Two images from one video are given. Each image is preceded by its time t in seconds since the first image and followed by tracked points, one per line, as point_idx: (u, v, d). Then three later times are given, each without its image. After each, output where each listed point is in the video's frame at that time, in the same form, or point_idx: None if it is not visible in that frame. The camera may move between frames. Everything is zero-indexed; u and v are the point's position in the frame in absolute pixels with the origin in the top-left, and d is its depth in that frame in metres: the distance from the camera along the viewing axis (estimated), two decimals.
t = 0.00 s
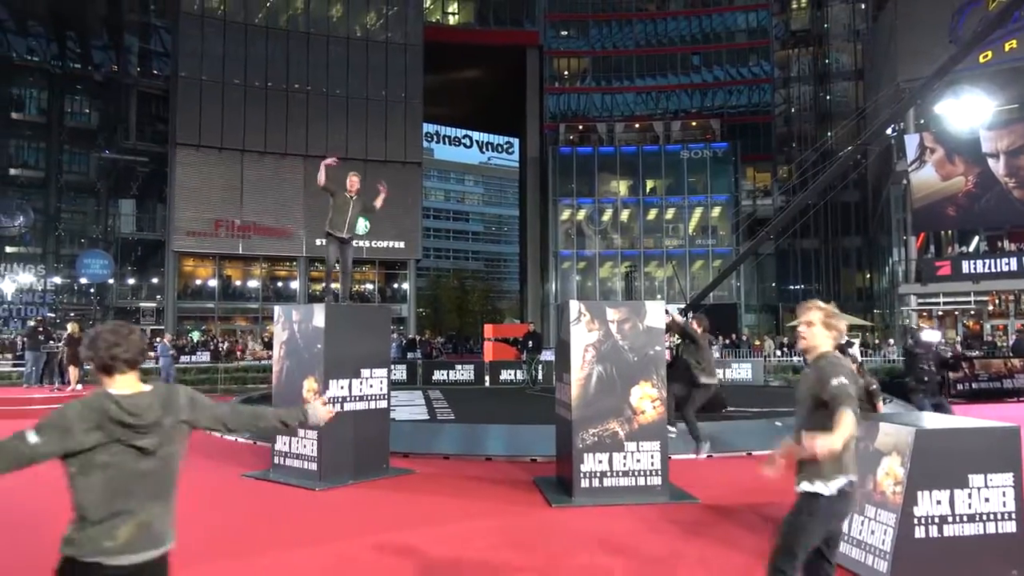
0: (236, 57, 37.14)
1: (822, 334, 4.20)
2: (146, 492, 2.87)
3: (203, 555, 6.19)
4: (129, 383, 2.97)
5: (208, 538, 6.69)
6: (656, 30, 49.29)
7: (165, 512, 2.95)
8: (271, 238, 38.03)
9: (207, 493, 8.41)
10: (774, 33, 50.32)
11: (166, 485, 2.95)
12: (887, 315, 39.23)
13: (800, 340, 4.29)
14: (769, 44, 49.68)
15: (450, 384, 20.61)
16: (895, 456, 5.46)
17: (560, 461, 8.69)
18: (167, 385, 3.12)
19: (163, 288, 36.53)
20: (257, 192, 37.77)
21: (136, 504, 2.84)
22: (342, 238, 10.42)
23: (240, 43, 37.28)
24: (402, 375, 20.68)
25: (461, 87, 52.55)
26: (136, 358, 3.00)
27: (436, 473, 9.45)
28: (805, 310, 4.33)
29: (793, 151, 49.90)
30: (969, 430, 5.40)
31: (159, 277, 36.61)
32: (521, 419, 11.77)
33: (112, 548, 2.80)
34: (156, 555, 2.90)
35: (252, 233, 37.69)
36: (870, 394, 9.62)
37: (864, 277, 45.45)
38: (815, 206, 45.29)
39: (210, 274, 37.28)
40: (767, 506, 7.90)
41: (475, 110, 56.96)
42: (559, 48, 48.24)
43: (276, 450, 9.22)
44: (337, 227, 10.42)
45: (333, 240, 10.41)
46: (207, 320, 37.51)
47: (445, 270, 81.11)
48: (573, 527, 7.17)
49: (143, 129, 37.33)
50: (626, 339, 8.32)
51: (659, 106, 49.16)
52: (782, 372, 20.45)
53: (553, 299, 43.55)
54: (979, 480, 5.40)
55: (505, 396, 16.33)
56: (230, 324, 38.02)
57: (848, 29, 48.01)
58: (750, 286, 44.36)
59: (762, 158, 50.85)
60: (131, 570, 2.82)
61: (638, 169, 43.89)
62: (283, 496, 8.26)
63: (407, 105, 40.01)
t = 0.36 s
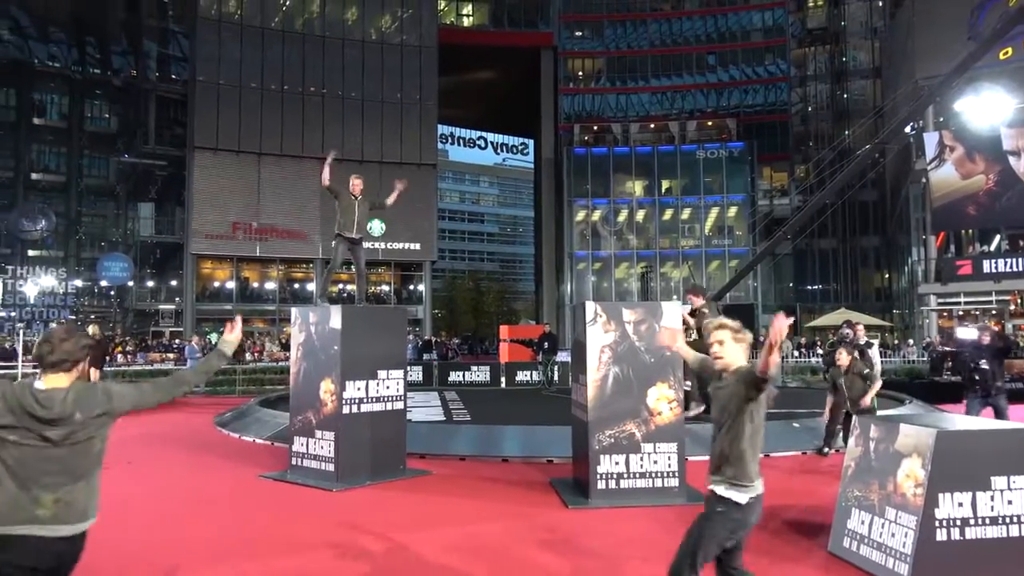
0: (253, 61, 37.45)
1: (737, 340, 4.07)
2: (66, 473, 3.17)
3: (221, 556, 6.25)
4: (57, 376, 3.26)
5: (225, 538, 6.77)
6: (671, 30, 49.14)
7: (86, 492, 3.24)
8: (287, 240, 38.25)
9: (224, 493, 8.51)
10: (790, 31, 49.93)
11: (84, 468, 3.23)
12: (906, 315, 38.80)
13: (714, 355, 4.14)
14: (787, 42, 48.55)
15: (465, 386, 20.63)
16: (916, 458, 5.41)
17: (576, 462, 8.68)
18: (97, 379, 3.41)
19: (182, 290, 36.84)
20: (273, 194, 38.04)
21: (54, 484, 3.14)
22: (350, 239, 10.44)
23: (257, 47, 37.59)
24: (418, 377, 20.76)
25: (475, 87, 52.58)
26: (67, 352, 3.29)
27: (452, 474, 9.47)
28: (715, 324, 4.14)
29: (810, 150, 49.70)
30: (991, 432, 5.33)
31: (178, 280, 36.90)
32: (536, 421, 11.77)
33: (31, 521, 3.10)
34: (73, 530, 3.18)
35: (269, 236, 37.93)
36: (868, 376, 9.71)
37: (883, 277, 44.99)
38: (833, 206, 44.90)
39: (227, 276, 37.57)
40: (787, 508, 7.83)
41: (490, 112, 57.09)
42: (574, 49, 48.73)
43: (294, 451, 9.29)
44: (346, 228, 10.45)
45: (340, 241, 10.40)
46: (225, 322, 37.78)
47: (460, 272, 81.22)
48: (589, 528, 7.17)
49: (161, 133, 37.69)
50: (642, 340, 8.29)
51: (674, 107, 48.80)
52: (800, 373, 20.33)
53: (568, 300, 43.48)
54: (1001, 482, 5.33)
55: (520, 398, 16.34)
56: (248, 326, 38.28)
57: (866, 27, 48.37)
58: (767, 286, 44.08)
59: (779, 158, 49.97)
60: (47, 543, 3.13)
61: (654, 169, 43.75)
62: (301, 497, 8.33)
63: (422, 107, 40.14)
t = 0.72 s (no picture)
0: (271, 64, 37.74)
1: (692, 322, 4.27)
2: (30, 447, 4.10)
3: (241, 555, 6.33)
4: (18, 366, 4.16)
5: (246, 536, 6.87)
6: (689, 30, 48.91)
7: (49, 463, 4.19)
8: (306, 242, 38.56)
9: (246, 493, 8.64)
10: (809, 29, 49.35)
11: (39, 443, 4.13)
12: (929, 315, 38.28)
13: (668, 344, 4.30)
14: (805, 41, 47.96)
15: (483, 387, 20.65)
16: (939, 460, 5.35)
17: (595, 464, 8.66)
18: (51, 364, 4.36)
19: (203, 293, 37.21)
20: (292, 197, 38.38)
21: (15, 457, 4.04)
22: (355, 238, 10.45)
23: (275, 51, 37.90)
24: (435, 378, 20.84)
25: (493, 91, 52.69)
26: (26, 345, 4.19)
27: (471, 475, 9.50)
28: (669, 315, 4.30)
29: (830, 150, 49.10)
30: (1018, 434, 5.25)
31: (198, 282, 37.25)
32: (555, 421, 11.79)
33: None
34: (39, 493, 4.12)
35: (288, 238, 38.26)
36: (873, 386, 9.26)
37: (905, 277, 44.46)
38: (853, 205, 44.41)
39: (247, 278, 37.86)
40: (808, 511, 7.76)
41: (505, 113, 57.11)
42: (590, 50, 48.60)
43: (313, 452, 9.36)
44: (350, 229, 10.47)
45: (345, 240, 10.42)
46: (245, 324, 38.13)
47: (477, 273, 81.33)
48: (608, 528, 7.19)
49: (181, 137, 38.03)
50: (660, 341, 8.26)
51: (692, 106, 48.57)
52: (820, 375, 20.17)
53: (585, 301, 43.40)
54: None
55: (537, 399, 16.36)
56: (268, 327, 38.62)
57: (886, 23, 47.99)
58: (787, 287, 43.76)
59: (799, 157, 49.13)
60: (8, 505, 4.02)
61: (671, 169, 43.55)
62: (321, 497, 8.40)
63: (438, 109, 40.26)
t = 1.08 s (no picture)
0: (293, 67, 38.12)
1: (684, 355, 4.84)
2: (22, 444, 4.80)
3: (262, 554, 6.37)
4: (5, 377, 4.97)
5: (267, 536, 6.92)
6: (709, 30, 48.69)
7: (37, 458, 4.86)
8: (327, 244, 38.86)
9: (267, 492, 8.69)
10: (832, 28, 48.82)
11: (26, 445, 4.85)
12: (954, 317, 37.70)
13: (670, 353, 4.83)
14: (829, 40, 47.59)
15: (503, 388, 20.66)
16: (966, 464, 5.27)
17: (615, 466, 8.63)
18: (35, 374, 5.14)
19: (226, 293, 37.67)
20: (313, 199, 38.70)
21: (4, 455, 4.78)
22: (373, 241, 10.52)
23: (297, 54, 38.27)
24: (456, 379, 20.89)
25: (512, 92, 52.87)
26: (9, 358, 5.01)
27: (491, 476, 9.51)
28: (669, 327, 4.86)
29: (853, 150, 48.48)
30: None
31: (221, 283, 37.68)
32: (575, 423, 11.77)
33: None
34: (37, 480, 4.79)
35: (309, 240, 38.59)
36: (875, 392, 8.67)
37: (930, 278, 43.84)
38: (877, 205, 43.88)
39: (270, 279, 38.29)
40: (832, 515, 7.68)
41: (525, 115, 57.20)
42: (610, 51, 48.65)
43: (335, 452, 9.41)
44: (370, 232, 10.50)
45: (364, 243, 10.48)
46: (267, 325, 38.51)
47: (497, 274, 81.50)
48: (630, 530, 7.15)
49: (205, 140, 38.52)
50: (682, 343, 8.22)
51: (712, 106, 48.39)
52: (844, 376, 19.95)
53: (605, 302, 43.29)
54: None
55: (558, 400, 16.34)
56: (289, 328, 39.00)
57: (911, 21, 46.34)
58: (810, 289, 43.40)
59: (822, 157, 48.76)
60: None
61: (692, 169, 43.30)
62: (342, 497, 8.44)
63: (459, 111, 40.38)
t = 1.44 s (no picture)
0: (315, 70, 38.43)
1: (725, 350, 4.78)
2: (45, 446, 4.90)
3: (285, 553, 6.42)
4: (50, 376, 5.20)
5: (291, 536, 6.96)
6: (731, 29, 48.34)
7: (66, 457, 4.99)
8: (347, 245, 39.10)
9: (289, 492, 8.75)
10: (856, 27, 48.27)
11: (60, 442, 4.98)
12: (982, 319, 37.04)
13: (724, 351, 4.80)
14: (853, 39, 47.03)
15: (524, 390, 20.65)
16: (995, 469, 5.19)
17: (636, 468, 8.59)
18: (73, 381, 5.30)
19: (249, 295, 38.10)
20: (334, 201, 38.94)
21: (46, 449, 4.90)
22: (412, 246, 10.57)
23: (318, 58, 38.58)
24: (476, 380, 20.92)
25: (534, 95, 53.15)
26: (51, 364, 5.24)
27: (512, 478, 9.51)
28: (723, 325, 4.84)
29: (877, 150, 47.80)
30: None
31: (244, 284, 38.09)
32: (596, 425, 11.75)
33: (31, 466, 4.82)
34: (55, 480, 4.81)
35: (330, 241, 38.86)
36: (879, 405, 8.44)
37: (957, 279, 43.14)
38: (902, 206, 43.28)
39: (291, 281, 38.67)
40: (857, 519, 7.58)
41: (544, 116, 57.22)
42: (631, 51, 48.35)
43: (356, 453, 9.46)
44: (407, 238, 10.58)
45: (406, 251, 10.55)
46: (289, 326, 38.86)
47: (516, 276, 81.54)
48: (652, 533, 7.11)
49: (228, 143, 38.96)
50: (704, 345, 8.16)
51: (734, 107, 47.99)
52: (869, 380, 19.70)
53: (625, 304, 43.12)
54: None
55: (579, 402, 16.30)
56: (311, 329, 39.28)
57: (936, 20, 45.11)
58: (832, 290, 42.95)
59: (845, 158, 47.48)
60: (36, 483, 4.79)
61: (713, 170, 43.02)
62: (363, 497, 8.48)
63: (478, 113, 40.45)
